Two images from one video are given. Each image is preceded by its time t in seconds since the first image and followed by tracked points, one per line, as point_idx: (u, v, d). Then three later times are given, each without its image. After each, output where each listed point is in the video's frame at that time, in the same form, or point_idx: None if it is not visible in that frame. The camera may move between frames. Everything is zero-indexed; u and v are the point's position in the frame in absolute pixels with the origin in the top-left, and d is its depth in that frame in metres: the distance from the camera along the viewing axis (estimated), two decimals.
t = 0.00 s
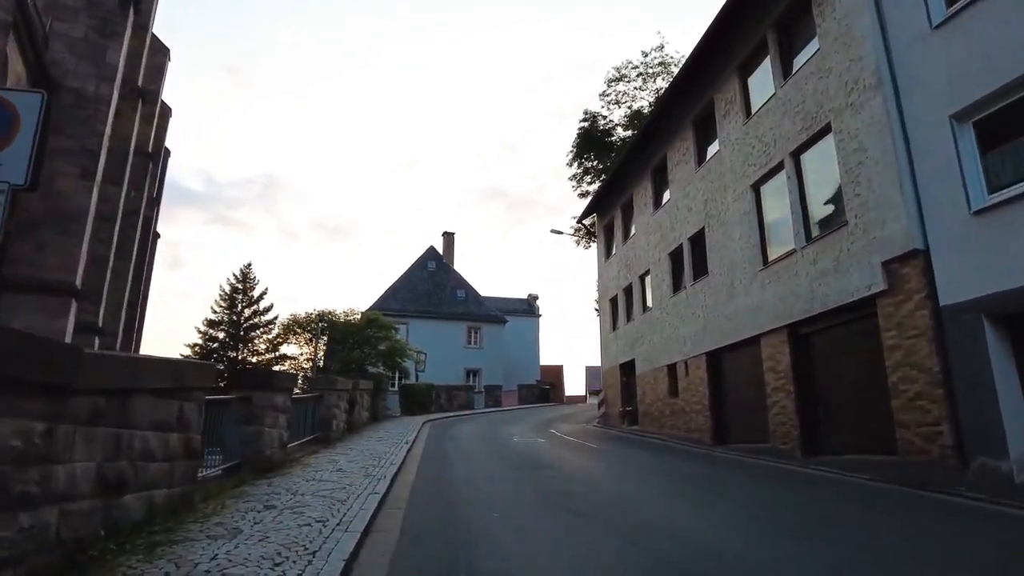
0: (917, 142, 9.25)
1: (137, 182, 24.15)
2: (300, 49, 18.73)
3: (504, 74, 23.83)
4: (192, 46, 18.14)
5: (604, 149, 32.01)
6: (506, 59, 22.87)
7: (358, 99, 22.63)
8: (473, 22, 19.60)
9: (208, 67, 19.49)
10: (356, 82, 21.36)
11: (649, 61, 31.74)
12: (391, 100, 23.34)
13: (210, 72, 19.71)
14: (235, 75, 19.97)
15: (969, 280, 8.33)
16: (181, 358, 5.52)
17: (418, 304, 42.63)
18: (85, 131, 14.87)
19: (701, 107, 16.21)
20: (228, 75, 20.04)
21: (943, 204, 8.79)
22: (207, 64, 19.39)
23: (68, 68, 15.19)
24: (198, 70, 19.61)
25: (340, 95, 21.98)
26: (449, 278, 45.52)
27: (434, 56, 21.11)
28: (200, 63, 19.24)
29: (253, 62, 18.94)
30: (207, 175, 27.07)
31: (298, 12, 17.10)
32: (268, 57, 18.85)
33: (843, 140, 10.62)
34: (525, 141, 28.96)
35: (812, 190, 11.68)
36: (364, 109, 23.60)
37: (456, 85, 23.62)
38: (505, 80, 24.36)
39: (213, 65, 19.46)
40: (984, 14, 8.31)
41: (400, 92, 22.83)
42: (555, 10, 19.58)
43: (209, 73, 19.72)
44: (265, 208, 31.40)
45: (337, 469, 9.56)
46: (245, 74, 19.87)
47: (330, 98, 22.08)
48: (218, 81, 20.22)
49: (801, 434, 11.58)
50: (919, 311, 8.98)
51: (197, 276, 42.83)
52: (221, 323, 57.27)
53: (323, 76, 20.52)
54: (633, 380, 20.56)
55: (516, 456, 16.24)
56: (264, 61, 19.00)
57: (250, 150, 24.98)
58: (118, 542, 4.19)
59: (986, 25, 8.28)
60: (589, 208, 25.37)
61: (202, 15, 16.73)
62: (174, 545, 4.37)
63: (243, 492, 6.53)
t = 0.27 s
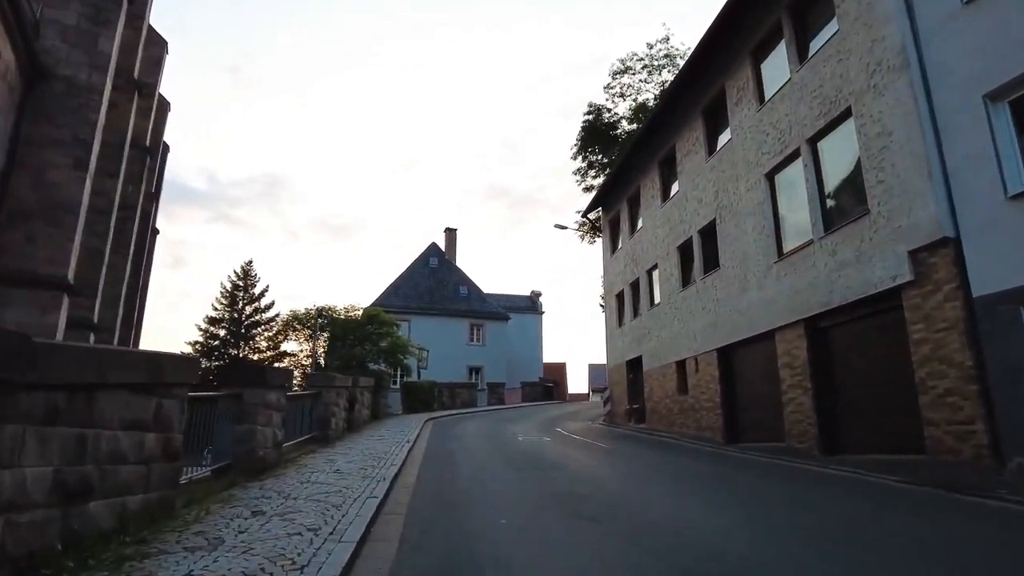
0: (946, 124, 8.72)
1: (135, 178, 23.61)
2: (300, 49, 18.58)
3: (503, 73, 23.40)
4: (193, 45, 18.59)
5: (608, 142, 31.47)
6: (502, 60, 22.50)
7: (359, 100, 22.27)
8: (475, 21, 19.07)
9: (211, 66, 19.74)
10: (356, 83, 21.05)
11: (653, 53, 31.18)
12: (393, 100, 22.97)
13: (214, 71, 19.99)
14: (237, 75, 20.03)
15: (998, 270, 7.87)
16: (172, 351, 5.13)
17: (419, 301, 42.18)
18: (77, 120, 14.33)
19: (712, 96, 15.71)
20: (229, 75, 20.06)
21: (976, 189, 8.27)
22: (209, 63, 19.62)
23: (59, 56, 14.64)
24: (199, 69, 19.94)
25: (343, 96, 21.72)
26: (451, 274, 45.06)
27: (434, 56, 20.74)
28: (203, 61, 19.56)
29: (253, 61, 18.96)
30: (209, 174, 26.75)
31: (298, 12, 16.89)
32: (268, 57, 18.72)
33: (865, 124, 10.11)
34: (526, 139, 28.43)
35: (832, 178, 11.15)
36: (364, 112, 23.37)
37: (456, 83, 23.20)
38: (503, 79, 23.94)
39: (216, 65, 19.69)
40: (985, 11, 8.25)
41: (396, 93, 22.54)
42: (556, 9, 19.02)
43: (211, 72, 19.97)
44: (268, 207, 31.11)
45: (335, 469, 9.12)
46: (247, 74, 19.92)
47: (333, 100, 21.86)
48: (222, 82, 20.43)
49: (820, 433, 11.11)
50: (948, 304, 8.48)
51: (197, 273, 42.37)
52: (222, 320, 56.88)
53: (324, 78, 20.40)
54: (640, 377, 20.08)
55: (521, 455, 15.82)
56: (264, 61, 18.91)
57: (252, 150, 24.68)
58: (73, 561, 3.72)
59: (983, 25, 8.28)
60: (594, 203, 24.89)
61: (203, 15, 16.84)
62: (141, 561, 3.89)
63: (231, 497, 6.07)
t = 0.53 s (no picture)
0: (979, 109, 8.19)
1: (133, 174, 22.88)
2: (300, 49, 18.25)
3: (503, 73, 22.94)
4: (193, 45, 18.32)
5: (612, 138, 30.98)
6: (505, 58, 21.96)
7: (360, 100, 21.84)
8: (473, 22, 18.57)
9: (211, 67, 19.48)
10: (357, 83, 20.65)
11: (659, 48, 30.68)
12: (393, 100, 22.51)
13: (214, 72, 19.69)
14: (238, 75, 19.70)
15: None
16: (107, 346, 4.70)
17: (421, 300, 41.71)
18: (68, 113, 13.81)
19: (722, 87, 15.22)
20: (231, 75, 19.72)
21: (1011, 176, 7.74)
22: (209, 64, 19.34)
23: (50, 47, 14.12)
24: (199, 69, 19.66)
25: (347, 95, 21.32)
26: (452, 273, 44.57)
27: (434, 56, 20.33)
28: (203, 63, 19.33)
29: (255, 62, 18.61)
30: (212, 173, 26.09)
31: (298, 13, 16.49)
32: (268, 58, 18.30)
33: (888, 111, 9.58)
34: (526, 140, 27.95)
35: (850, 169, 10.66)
36: (365, 113, 22.94)
37: (460, 80, 22.62)
38: (503, 79, 23.48)
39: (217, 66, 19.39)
40: None
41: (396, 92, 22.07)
42: (556, 9, 18.55)
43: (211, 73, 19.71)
44: (268, 207, 30.64)
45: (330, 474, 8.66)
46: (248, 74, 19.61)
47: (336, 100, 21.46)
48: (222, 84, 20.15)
49: (838, 436, 10.62)
50: (981, 300, 7.97)
51: (197, 273, 41.84)
52: (222, 320, 56.42)
53: (326, 79, 20.06)
54: (646, 377, 19.59)
55: (523, 457, 15.34)
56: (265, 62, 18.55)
57: (252, 151, 24.29)
58: None
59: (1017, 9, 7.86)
60: (598, 199, 24.40)
61: (203, 16, 16.50)
62: None
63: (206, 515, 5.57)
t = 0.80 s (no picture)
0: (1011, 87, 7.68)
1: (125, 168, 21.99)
2: (301, 48, 17.96)
3: (502, 73, 22.46)
4: (191, 45, 17.70)
5: (614, 133, 30.49)
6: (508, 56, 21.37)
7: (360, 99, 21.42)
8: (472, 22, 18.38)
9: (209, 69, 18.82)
10: (357, 83, 20.33)
11: (661, 41, 30.19)
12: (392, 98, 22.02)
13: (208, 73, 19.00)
14: (238, 77, 19.21)
15: None
16: (56, 338, 4.21)
17: (420, 298, 41.24)
18: (55, 104, 13.25)
19: (730, 76, 14.74)
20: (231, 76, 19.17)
21: None
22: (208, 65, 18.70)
23: (36, 36, 13.56)
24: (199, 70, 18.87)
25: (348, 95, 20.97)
26: (452, 271, 44.10)
27: (434, 56, 19.97)
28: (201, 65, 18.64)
29: (254, 62, 18.22)
30: (211, 174, 25.26)
31: (298, 12, 16.32)
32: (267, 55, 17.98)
33: (909, 93, 9.06)
34: (526, 140, 27.48)
35: (867, 156, 10.15)
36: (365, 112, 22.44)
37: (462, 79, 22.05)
38: (502, 80, 22.99)
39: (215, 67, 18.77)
40: None
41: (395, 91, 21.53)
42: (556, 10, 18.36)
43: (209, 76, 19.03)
44: (270, 208, 30.23)
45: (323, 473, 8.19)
46: (248, 74, 19.09)
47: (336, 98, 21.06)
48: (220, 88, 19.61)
49: (855, 436, 10.15)
50: (1012, 292, 7.48)
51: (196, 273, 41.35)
52: (221, 319, 55.87)
53: (325, 77, 19.71)
54: (650, 376, 19.12)
55: (524, 457, 14.87)
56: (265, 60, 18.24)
57: (252, 151, 23.71)
58: None
59: None
60: (601, 195, 23.92)
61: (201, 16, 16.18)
62: None
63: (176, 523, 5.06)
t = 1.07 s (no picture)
0: None
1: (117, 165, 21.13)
2: (301, 50, 17.54)
3: (502, 74, 22.01)
4: (191, 45, 17.26)
5: (616, 128, 30.00)
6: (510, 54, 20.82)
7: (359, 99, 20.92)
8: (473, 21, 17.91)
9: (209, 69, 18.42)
10: (357, 84, 19.91)
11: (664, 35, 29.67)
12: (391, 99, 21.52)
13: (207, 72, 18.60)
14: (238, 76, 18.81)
15: None
16: None
17: (420, 296, 40.77)
18: (41, 95, 12.59)
19: (738, 65, 14.28)
20: (230, 75, 18.75)
21: None
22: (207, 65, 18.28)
23: (21, 24, 12.91)
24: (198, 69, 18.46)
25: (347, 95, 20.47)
26: (452, 269, 43.62)
27: (434, 57, 19.55)
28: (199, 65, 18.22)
29: (254, 62, 17.80)
30: (212, 173, 25.02)
31: (298, 12, 15.86)
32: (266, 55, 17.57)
33: (934, 75, 8.56)
34: (526, 140, 27.08)
35: (887, 143, 9.66)
36: (365, 113, 21.92)
37: (465, 77, 21.53)
38: (502, 80, 22.51)
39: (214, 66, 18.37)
40: None
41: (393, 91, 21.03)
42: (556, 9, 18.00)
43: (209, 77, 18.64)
44: (272, 207, 29.75)
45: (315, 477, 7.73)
46: (249, 74, 18.69)
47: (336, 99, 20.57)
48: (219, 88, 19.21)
49: (874, 436, 9.69)
50: None
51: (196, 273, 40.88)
52: (219, 318, 55.29)
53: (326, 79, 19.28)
54: (656, 374, 18.65)
55: (526, 457, 14.45)
56: (265, 60, 17.84)
57: (251, 152, 23.23)
58: None
59: None
60: (603, 190, 23.46)
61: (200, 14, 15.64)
62: None
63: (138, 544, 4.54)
